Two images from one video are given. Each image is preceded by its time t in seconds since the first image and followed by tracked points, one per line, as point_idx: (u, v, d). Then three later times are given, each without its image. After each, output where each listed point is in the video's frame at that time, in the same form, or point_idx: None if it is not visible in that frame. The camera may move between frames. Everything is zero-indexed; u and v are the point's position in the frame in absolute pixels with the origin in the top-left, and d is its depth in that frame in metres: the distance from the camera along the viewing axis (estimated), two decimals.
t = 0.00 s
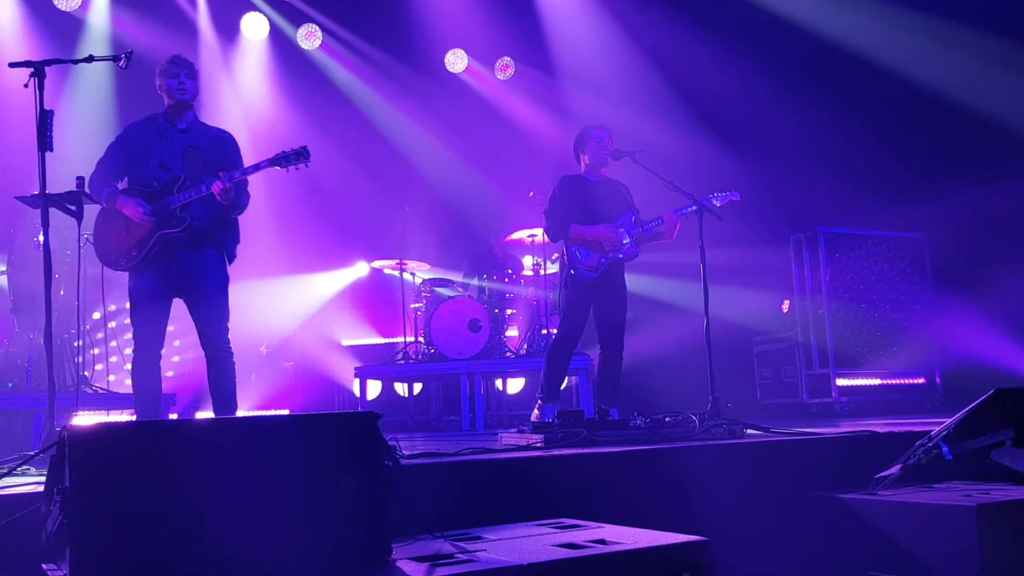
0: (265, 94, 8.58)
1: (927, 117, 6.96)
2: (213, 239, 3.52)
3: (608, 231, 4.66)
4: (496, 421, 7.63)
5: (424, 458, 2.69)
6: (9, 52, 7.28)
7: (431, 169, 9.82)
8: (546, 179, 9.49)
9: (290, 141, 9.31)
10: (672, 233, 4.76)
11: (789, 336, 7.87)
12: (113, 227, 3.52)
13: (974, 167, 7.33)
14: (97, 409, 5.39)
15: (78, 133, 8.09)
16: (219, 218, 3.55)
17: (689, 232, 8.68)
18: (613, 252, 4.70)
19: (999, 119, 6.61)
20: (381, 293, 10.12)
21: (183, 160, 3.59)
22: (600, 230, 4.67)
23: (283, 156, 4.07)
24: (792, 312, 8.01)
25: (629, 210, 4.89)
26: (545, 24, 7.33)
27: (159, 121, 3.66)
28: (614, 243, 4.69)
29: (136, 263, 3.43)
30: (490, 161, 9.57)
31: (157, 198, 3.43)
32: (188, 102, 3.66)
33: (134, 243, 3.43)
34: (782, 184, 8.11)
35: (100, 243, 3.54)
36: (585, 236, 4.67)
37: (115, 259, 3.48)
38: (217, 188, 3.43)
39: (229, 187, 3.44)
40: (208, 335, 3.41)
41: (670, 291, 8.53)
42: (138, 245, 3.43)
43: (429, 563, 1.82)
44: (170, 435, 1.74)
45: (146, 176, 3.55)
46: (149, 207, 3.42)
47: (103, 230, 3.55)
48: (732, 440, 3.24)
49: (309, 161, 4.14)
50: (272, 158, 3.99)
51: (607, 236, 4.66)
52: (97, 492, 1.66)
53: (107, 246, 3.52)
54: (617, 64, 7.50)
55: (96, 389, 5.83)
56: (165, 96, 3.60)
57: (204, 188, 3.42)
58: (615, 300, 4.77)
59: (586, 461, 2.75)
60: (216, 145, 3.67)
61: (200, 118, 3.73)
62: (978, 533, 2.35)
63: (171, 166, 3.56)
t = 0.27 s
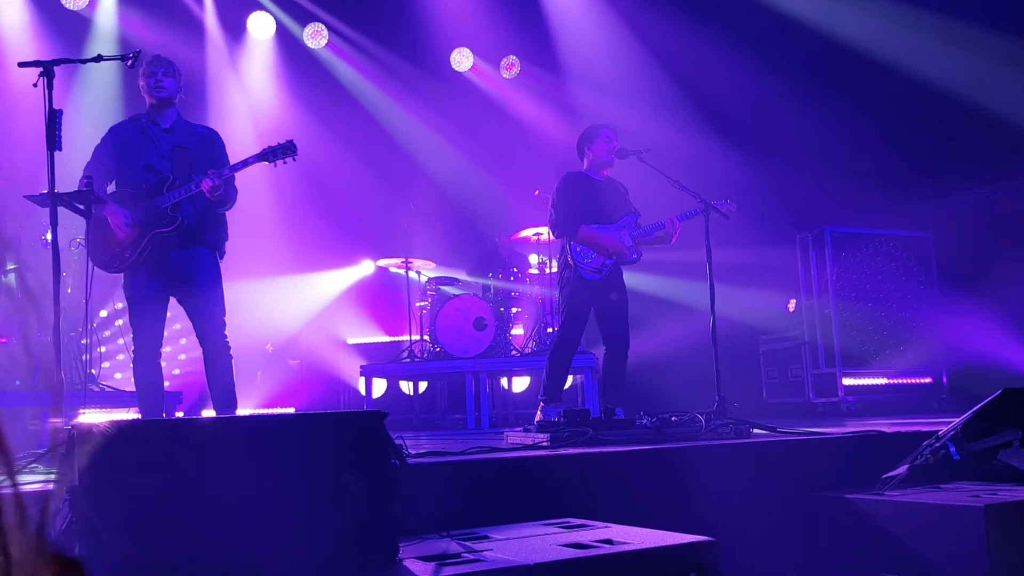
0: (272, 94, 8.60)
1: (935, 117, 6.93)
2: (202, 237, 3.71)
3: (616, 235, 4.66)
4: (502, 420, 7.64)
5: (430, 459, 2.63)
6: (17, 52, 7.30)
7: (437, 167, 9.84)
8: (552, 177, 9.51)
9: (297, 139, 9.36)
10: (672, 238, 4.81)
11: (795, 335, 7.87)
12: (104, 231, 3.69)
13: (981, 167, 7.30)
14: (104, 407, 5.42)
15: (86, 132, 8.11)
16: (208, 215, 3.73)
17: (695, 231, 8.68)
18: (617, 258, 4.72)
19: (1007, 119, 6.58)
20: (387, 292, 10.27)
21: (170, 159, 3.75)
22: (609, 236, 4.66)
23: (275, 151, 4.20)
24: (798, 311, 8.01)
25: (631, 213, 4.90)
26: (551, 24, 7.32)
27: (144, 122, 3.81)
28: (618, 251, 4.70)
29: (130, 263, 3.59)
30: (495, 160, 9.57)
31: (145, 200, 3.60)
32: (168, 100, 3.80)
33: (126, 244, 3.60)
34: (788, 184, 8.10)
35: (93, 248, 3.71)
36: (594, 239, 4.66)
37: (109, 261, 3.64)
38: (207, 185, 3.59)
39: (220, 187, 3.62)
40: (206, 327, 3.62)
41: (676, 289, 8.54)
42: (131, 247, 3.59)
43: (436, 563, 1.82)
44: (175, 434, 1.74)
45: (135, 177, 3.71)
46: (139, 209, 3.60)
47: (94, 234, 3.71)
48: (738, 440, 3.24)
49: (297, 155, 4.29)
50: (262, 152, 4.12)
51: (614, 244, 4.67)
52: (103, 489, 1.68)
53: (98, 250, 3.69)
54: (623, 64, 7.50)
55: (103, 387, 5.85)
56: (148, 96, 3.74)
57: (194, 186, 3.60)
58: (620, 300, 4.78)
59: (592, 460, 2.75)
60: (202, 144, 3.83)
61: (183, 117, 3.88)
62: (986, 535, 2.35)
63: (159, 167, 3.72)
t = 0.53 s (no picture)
0: (276, 96, 8.62)
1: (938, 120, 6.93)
2: (201, 242, 3.85)
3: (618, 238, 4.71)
4: (505, 423, 7.64)
5: (432, 460, 2.64)
6: (22, 54, 7.32)
7: (440, 169, 9.86)
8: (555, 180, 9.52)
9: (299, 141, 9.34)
10: (682, 241, 4.79)
11: (798, 339, 7.89)
12: (101, 236, 3.73)
13: (985, 170, 7.30)
14: (106, 409, 5.43)
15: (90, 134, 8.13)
16: (207, 221, 3.87)
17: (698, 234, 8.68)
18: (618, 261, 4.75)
19: (1009, 122, 6.59)
20: (390, 295, 10.28)
21: (167, 166, 3.91)
22: (610, 237, 4.71)
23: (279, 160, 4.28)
24: (801, 315, 8.01)
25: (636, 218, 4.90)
26: (554, 26, 7.33)
27: (138, 126, 3.94)
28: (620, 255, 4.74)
29: (133, 268, 3.66)
30: (499, 162, 9.58)
31: (149, 206, 3.69)
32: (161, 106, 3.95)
33: (128, 250, 3.66)
34: (791, 187, 8.10)
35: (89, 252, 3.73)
36: (597, 241, 4.69)
37: (108, 265, 3.69)
38: (211, 193, 3.77)
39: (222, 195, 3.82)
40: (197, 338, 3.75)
41: (679, 292, 8.54)
42: (134, 252, 3.66)
43: (440, 566, 1.82)
44: (181, 434, 1.75)
45: (133, 181, 3.84)
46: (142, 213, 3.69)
47: (91, 238, 3.77)
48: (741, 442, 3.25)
49: (302, 164, 4.37)
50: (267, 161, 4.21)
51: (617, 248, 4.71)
52: (107, 491, 1.68)
53: (95, 254, 3.73)
54: (626, 67, 7.50)
55: (105, 389, 5.86)
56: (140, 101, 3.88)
57: (200, 193, 3.74)
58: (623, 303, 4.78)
59: (595, 463, 2.76)
60: (197, 151, 4.01)
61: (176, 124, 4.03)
62: (988, 539, 2.35)
63: (157, 173, 3.87)
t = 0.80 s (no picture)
0: (280, 100, 8.63)
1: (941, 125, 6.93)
2: (204, 248, 3.93)
3: (618, 245, 4.66)
4: (508, 427, 7.64)
5: (435, 465, 2.63)
6: (27, 58, 7.33)
7: (444, 172, 9.88)
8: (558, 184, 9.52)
9: (301, 144, 9.29)
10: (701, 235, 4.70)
11: (801, 343, 7.95)
12: (103, 238, 3.77)
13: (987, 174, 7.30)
14: (110, 412, 5.44)
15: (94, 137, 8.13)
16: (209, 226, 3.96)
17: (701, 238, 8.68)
18: (621, 264, 4.70)
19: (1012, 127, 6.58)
20: (390, 300, 9.97)
21: (171, 171, 3.95)
22: (609, 242, 4.66)
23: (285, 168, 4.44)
24: (804, 319, 8.07)
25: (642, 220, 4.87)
26: (557, 30, 7.35)
27: (141, 130, 3.97)
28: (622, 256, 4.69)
29: (136, 271, 3.72)
30: (502, 165, 9.59)
31: (153, 210, 3.76)
32: (162, 110, 4.01)
33: (131, 252, 3.72)
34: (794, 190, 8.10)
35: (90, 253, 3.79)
36: (593, 245, 4.66)
37: (109, 267, 3.74)
38: (216, 199, 3.87)
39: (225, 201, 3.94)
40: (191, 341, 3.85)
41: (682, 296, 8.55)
42: (137, 255, 3.72)
43: (442, 570, 1.83)
44: (183, 440, 1.74)
45: (136, 186, 3.88)
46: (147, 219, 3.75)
47: (92, 240, 3.82)
48: (743, 447, 3.24)
49: (306, 174, 4.51)
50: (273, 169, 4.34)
51: (617, 250, 4.66)
52: (110, 495, 1.69)
53: (97, 255, 3.79)
54: (628, 71, 7.52)
55: (109, 392, 5.88)
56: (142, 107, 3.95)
57: (205, 200, 3.84)
58: (626, 307, 4.79)
59: (598, 467, 2.76)
60: (199, 157, 4.07)
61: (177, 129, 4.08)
62: (990, 546, 2.35)
63: (161, 179, 3.92)
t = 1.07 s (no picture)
0: (281, 103, 8.64)
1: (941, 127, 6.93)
2: (205, 256, 4.09)
3: (618, 248, 4.66)
4: (509, 430, 7.64)
5: (435, 470, 2.62)
6: (28, 63, 7.30)
7: (444, 175, 9.90)
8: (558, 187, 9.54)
9: (301, 149, 9.33)
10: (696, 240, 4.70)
11: (802, 346, 7.94)
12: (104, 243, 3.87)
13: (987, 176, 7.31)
14: (111, 416, 5.44)
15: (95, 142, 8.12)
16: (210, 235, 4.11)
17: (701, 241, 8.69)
18: (622, 266, 4.72)
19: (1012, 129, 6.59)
20: (392, 303, 10.18)
21: (173, 181, 4.08)
22: (609, 246, 4.67)
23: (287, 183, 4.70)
24: (805, 322, 8.08)
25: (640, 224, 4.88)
26: (558, 34, 7.36)
27: (146, 140, 4.07)
28: (624, 259, 4.70)
29: (139, 275, 3.84)
30: (501, 168, 9.60)
31: (157, 217, 3.91)
32: (167, 122, 4.12)
33: (134, 258, 3.84)
34: (795, 193, 8.10)
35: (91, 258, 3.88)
36: (593, 250, 4.67)
37: (110, 272, 3.83)
38: (220, 211, 4.06)
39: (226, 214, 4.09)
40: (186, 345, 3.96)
41: (682, 299, 8.55)
42: (140, 260, 3.84)
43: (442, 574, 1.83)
44: (181, 445, 1.69)
45: (139, 193, 3.98)
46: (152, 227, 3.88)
47: (93, 245, 3.91)
48: (744, 450, 3.24)
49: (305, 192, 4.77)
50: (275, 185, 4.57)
51: (618, 252, 4.67)
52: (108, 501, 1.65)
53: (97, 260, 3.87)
54: (628, 74, 7.53)
55: (110, 396, 5.88)
56: (148, 118, 4.07)
57: (210, 211, 4.01)
58: (626, 310, 4.79)
59: (599, 470, 2.76)
60: (200, 167, 4.20)
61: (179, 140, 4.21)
62: (991, 549, 2.35)
63: (163, 188, 4.03)
